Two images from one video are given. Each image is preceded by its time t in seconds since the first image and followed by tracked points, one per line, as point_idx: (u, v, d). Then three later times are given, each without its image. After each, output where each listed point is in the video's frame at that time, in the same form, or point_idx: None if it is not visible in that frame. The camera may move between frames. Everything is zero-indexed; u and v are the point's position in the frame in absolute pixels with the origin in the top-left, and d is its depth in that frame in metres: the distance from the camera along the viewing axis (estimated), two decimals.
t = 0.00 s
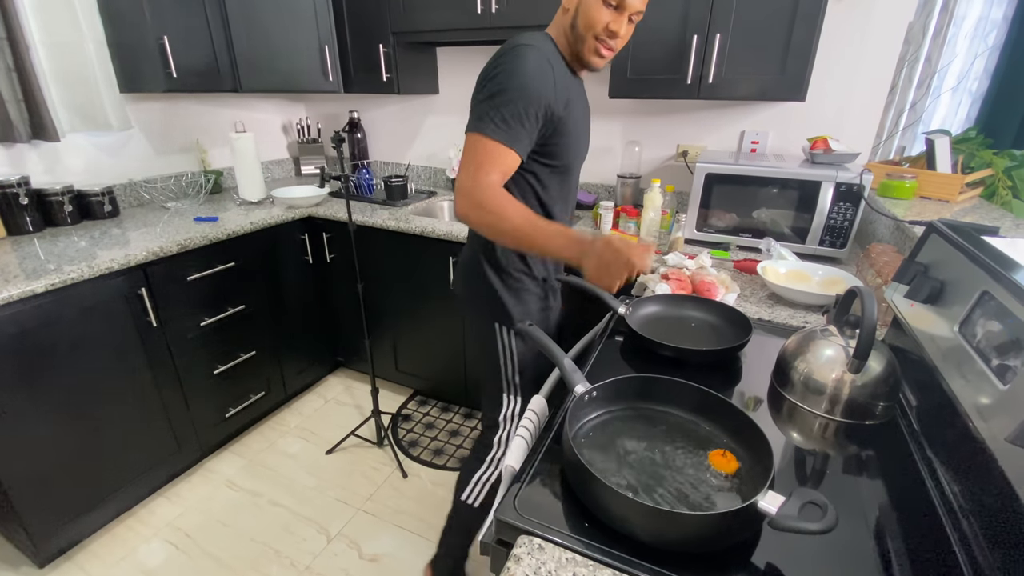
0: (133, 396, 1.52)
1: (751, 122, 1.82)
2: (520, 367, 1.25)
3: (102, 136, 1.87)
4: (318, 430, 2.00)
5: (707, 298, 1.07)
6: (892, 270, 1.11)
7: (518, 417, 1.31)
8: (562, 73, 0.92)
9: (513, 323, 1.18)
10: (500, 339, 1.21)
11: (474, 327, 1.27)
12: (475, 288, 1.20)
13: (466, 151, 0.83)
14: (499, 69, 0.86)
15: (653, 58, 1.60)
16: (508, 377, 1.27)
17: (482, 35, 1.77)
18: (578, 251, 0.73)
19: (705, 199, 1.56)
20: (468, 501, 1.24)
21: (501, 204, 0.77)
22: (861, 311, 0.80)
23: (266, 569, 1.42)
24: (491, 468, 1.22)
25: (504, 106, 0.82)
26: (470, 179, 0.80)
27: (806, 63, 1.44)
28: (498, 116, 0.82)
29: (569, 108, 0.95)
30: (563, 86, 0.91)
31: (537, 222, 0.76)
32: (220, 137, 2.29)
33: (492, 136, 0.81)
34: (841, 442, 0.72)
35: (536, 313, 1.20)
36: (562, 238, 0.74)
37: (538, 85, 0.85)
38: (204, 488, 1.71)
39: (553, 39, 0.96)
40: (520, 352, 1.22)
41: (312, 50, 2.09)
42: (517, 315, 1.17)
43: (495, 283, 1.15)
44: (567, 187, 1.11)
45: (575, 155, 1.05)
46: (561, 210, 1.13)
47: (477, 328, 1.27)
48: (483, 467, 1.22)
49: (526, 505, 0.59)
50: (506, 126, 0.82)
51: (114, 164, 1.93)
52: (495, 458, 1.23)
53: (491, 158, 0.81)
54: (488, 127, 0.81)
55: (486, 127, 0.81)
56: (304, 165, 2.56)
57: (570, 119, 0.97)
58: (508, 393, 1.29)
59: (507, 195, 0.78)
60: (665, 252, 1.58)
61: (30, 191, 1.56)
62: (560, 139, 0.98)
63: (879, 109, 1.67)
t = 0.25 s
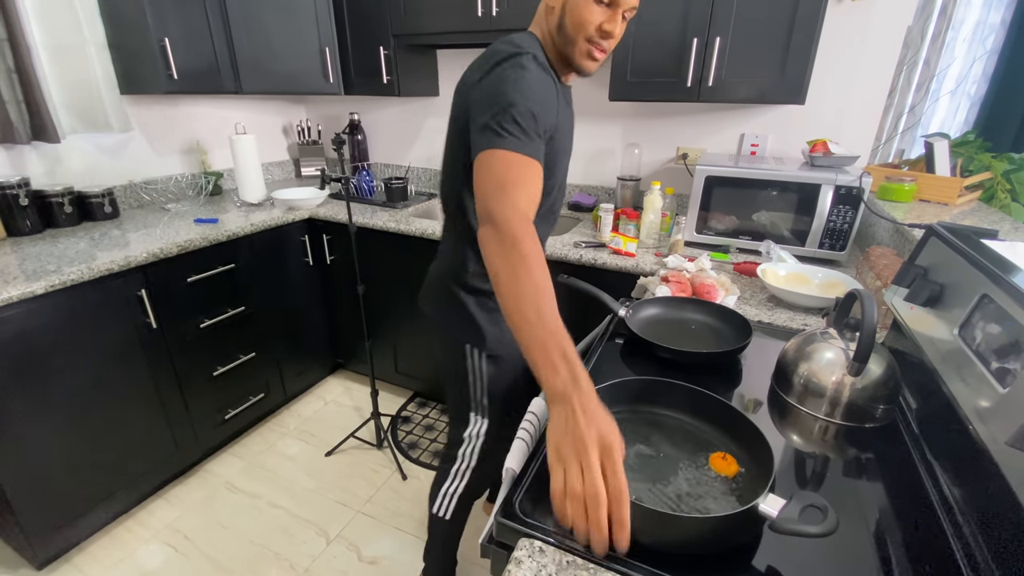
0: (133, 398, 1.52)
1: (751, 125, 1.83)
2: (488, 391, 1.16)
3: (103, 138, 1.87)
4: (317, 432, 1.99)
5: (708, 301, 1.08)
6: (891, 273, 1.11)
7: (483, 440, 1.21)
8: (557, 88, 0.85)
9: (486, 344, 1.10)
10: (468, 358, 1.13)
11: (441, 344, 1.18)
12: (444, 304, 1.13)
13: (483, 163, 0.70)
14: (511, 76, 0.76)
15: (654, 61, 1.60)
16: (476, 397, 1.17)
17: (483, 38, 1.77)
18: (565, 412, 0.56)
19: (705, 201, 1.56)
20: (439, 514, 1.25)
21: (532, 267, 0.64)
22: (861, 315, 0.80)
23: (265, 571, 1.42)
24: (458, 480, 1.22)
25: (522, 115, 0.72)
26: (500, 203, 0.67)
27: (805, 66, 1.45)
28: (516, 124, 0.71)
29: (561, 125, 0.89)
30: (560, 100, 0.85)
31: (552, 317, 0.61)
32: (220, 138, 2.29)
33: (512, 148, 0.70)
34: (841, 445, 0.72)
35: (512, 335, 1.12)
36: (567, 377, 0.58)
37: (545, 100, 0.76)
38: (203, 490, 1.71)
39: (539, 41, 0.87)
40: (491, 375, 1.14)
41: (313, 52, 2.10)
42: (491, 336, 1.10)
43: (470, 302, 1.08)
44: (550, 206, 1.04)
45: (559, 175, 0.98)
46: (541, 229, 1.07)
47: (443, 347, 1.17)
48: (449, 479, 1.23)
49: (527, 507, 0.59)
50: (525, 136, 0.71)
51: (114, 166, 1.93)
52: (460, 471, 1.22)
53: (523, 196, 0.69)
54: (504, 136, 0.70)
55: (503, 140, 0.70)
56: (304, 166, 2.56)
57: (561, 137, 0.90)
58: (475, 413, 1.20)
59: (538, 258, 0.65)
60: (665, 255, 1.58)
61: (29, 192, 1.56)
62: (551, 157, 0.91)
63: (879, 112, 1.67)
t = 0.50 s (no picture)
0: (133, 399, 1.52)
1: (752, 127, 1.83)
2: (463, 404, 1.16)
3: (104, 139, 1.88)
4: (317, 433, 1.99)
5: (709, 303, 1.08)
6: (892, 276, 1.11)
7: (459, 452, 1.21)
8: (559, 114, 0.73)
9: (457, 358, 1.09)
10: (440, 371, 1.12)
11: (408, 355, 1.17)
12: (411, 316, 1.10)
13: (479, 192, 0.56)
14: (516, 93, 0.62)
15: (654, 63, 1.61)
16: (449, 410, 1.17)
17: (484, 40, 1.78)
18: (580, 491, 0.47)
19: (705, 204, 1.57)
20: (427, 526, 1.27)
21: (542, 308, 0.54)
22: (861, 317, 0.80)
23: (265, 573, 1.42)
24: (441, 491, 1.24)
25: (528, 144, 0.58)
26: (519, 238, 0.55)
27: (806, 69, 1.45)
28: (521, 155, 0.57)
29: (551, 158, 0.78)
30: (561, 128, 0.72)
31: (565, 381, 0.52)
32: (222, 139, 2.29)
33: (517, 185, 0.55)
34: (842, 448, 0.72)
35: (484, 348, 1.11)
36: (582, 470, 0.48)
37: (548, 123, 0.63)
38: (203, 491, 1.71)
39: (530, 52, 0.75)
40: (465, 388, 1.14)
41: (314, 54, 2.10)
42: (461, 349, 1.09)
43: (440, 315, 1.05)
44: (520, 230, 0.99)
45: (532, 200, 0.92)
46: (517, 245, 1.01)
47: (414, 357, 1.15)
48: (432, 493, 1.24)
49: (528, 509, 0.59)
50: (529, 170, 0.57)
51: (116, 167, 1.94)
52: (443, 484, 1.23)
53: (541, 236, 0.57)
54: (505, 166, 0.56)
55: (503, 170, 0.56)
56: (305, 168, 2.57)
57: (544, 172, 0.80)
58: (450, 426, 1.19)
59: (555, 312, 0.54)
60: (665, 257, 1.58)
61: (31, 193, 1.57)
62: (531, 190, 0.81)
63: (879, 115, 1.68)
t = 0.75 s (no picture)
0: (133, 399, 1.52)
1: (752, 128, 1.83)
2: (456, 407, 1.15)
3: (106, 139, 1.88)
4: (317, 434, 1.99)
5: (710, 304, 1.08)
6: (892, 277, 1.11)
7: (450, 455, 1.21)
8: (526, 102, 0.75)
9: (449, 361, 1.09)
10: (433, 374, 1.12)
11: (400, 357, 1.17)
12: (403, 319, 1.11)
13: (428, 191, 0.61)
14: (470, 87, 0.65)
15: (655, 64, 1.61)
16: (442, 413, 1.17)
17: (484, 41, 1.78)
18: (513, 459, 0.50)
19: (706, 204, 1.57)
20: (419, 528, 1.27)
21: (476, 293, 0.56)
22: (862, 318, 0.80)
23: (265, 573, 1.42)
24: (432, 494, 1.23)
25: (478, 136, 0.62)
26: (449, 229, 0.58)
27: (806, 70, 1.45)
28: (472, 148, 0.61)
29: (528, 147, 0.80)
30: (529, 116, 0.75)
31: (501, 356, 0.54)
32: (223, 140, 2.30)
33: (461, 179, 0.60)
34: (842, 449, 0.72)
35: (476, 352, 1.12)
36: (513, 439, 0.51)
37: (507, 112, 0.67)
38: (203, 491, 1.71)
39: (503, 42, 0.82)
40: (457, 392, 1.14)
41: (315, 55, 2.10)
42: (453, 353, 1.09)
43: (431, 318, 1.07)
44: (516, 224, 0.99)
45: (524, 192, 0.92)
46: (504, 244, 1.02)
47: (405, 360, 1.16)
48: (423, 495, 1.24)
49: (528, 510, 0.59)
50: (481, 160, 0.61)
51: (117, 167, 1.94)
52: (433, 487, 1.23)
53: (478, 221, 0.59)
54: (457, 161, 0.60)
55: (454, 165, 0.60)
56: (306, 168, 2.57)
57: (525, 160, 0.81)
58: (441, 429, 1.19)
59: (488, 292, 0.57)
60: (666, 258, 1.58)
61: (32, 193, 1.57)
62: (513, 179, 0.83)
63: (879, 117, 1.68)
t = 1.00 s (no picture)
0: (133, 400, 1.52)
1: (752, 130, 1.84)
2: (461, 408, 1.16)
3: (106, 140, 1.88)
4: (317, 434, 1.99)
5: (710, 306, 1.08)
6: (891, 279, 1.11)
7: (453, 456, 1.20)
8: (491, 85, 0.80)
9: (456, 363, 1.09)
10: (438, 375, 1.13)
11: (403, 358, 1.18)
12: (406, 320, 1.11)
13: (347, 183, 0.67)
14: (419, 78, 0.73)
15: (655, 67, 1.61)
16: (447, 413, 1.17)
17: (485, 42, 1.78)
18: (479, 323, 0.56)
19: (706, 206, 1.57)
20: (418, 529, 1.26)
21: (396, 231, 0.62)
22: (861, 320, 0.81)
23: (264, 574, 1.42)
24: (432, 495, 1.23)
25: (422, 118, 0.70)
26: (352, 195, 0.64)
27: (806, 72, 1.46)
28: (415, 132, 0.69)
29: (501, 129, 0.84)
30: (493, 96, 0.80)
31: (432, 261, 0.60)
32: (223, 141, 2.30)
33: (392, 155, 0.68)
34: (841, 450, 0.72)
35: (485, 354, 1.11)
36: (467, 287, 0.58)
37: (459, 99, 0.73)
38: (202, 492, 1.71)
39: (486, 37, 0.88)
40: (462, 393, 1.14)
41: (315, 56, 2.10)
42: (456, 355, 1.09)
43: (437, 317, 1.06)
44: (508, 211, 1.02)
45: (512, 178, 0.95)
46: (501, 235, 1.04)
47: (410, 361, 1.16)
48: (423, 496, 1.23)
49: (528, 510, 0.59)
50: (418, 146, 0.69)
51: (117, 167, 1.94)
52: (433, 488, 1.22)
53: (384, 174, 0.67)
54: (400, 145, 0.68)
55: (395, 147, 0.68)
56: (306, 169, 2.57)
57: (501, 141, 0.86)
58: (446, 429, 1.20)
59: (401, 222, 0.63)
60: (666, 259, 1.59)
61: (32, 193, 1.57)
62: (490, 161, 0.88)
63: (878, 119, 1.68)
